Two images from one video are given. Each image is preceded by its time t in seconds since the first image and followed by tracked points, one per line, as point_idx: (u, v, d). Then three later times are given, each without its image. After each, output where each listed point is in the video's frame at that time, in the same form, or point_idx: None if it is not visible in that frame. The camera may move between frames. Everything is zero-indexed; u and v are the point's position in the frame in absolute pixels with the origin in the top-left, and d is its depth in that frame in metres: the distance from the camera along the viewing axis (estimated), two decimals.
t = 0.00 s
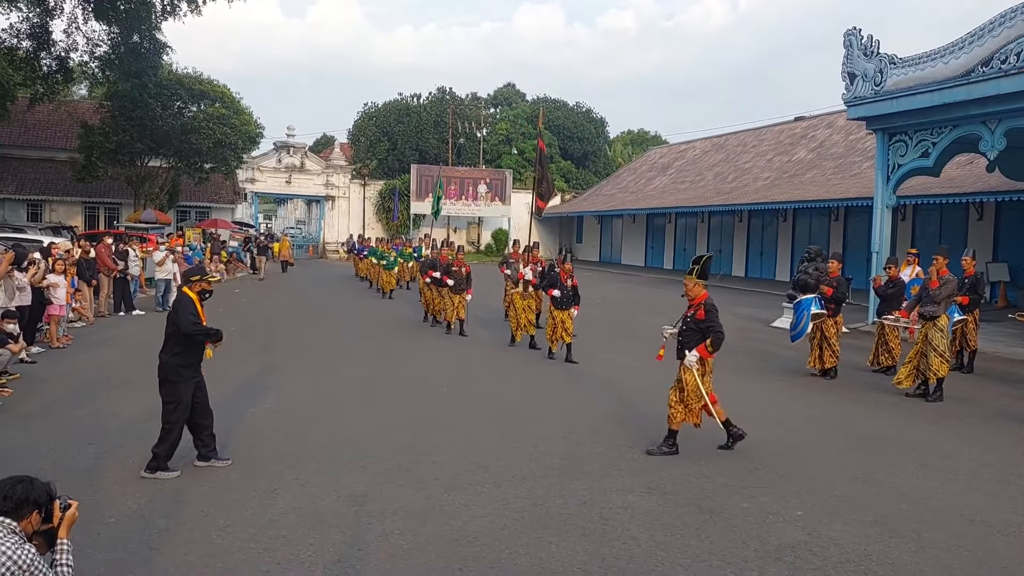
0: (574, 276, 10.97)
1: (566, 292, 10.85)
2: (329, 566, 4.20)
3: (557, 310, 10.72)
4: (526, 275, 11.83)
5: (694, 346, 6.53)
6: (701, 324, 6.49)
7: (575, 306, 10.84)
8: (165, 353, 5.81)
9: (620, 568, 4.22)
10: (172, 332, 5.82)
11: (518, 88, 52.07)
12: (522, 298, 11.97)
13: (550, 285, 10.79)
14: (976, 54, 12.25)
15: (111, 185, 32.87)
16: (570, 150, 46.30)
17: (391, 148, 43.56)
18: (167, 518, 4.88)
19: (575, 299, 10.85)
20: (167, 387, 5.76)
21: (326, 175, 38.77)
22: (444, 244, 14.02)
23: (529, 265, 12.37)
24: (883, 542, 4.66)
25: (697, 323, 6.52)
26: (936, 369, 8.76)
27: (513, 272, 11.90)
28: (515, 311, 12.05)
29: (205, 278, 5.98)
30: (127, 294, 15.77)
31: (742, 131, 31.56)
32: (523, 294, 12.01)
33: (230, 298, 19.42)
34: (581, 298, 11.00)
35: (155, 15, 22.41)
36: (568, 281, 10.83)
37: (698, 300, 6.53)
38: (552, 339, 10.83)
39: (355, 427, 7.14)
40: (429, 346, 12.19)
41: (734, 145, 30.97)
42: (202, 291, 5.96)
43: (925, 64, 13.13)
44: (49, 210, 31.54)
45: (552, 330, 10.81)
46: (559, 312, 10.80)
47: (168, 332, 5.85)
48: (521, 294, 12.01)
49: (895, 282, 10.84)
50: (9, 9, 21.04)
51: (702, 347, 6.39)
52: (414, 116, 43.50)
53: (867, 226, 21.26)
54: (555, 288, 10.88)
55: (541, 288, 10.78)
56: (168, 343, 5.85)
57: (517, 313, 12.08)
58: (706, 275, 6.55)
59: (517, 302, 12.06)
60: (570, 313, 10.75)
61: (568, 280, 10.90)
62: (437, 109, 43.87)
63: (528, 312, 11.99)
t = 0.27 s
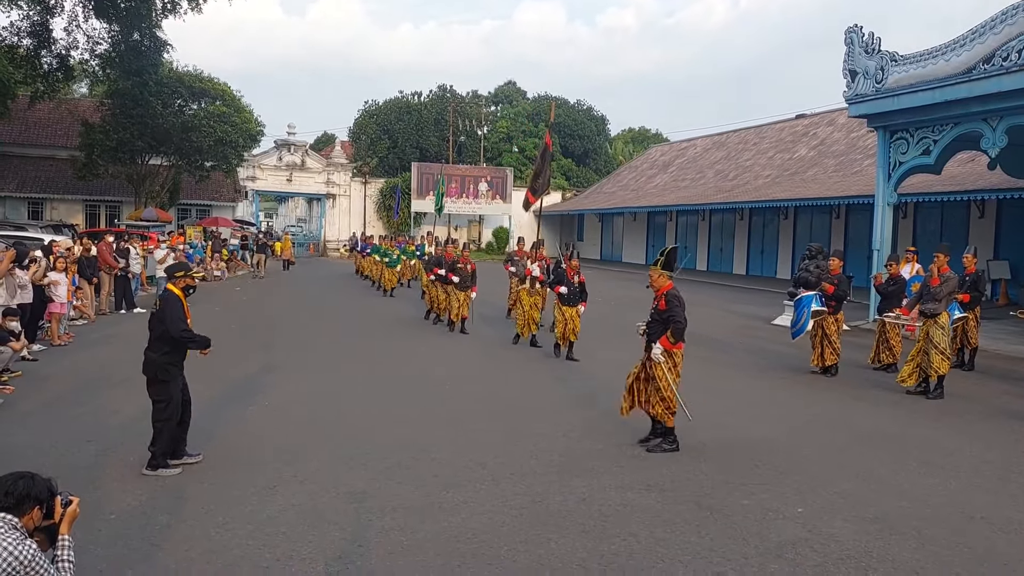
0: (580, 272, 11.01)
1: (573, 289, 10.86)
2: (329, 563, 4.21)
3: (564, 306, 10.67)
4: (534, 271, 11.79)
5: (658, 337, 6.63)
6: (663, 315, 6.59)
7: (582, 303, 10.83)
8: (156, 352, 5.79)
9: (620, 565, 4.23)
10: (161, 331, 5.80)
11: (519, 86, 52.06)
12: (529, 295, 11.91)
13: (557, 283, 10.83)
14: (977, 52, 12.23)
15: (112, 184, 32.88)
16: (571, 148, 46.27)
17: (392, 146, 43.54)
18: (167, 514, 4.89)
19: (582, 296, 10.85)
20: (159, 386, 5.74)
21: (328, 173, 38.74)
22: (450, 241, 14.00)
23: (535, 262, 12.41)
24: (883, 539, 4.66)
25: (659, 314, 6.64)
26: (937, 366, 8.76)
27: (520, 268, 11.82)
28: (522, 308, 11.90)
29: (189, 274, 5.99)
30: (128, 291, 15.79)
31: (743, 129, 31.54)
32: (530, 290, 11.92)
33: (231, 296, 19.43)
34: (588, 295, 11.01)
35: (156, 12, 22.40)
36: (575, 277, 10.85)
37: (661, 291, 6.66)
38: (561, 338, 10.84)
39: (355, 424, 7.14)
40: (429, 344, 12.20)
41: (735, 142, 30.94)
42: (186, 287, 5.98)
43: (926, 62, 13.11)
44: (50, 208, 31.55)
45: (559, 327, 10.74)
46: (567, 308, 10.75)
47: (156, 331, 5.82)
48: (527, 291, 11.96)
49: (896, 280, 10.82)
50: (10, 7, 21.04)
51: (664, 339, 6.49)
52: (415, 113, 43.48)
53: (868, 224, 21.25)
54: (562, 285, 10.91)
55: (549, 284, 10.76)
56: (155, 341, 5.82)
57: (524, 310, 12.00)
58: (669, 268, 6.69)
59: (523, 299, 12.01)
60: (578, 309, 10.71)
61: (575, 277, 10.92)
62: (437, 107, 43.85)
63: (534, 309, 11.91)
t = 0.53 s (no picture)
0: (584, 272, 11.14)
1: (578, 288, 11.02)
2: (330, 560, 4.22)
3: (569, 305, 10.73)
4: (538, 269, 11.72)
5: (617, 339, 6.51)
6: (623, 316, 6.50)
7: (587, 302, 10.92)
8: (152, 350, 5.74)
9: (622, 561, 4.24)
10: (156, 330, 5.76)
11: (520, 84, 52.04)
12: (533, 294, 11.79)
13: (562, 281, 10.95)
14: (978, 50, 12.21)
15: (113, 182, 32.90)
16: (571, 147, 46.27)
17: (392, 145, 43.53)
18: (169, 512, 4.90)
19: (588, 294, 10.96)
20: (154, 383, 5.70)
21: (328, 171, 38.77)
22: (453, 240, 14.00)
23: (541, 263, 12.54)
24: (884, 536, 4.67)
25: (620, 315, 6.52)
26: (938, 364, 8.76)
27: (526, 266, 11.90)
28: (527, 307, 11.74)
29: (171, 272, 5.98)
30: (129, 289, 15.79)
31: (744, 127, 31.52)
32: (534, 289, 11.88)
33: (232, 294, 19.44)
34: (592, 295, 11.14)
35: (157, 10, 22.40)
36: (580, 276, 11.01)
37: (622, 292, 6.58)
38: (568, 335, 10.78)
39: (356, 422, 7.14)
40: (431, 342, 12.20)
41: (736, 140, 30.93)
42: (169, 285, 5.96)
43: (927, 60, 13.10)
44: (51, 206, 31.56)
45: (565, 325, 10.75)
46: (572, 307, 10.82)
47: (149, 330, 5.76)
48: (532, 290, 11.86)
49: (897, 277, 10.80)
50: (11, 5, 21.04)
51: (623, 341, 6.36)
52: (416, 112, 43.47)
53: (869, 222, 21.24)
54: (567, 284, 11.02)
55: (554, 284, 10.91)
56: (148, 340, 5.75)
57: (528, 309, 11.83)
58: (635, 268, 6.57)
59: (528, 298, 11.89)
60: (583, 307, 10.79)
61: (580, 276, 11.06)
62: (438, 105, 43.83)
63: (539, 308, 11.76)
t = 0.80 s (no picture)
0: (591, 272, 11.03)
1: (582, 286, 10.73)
2: (332, 557, 4.23)
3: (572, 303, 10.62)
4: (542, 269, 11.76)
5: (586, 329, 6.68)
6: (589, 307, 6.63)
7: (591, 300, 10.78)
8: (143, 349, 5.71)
9: (622, 559, 4.25)
10: (146, 329, 5.73)
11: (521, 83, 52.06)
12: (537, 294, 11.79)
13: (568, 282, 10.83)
14: (979, 48, 12.22)
15: (114, 180, 32.92)
16: (572, 145, 46.26)
17: (394, 143, 43.53)
18: (171, 509, 4.92)
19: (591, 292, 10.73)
20: (145, 381, 5.68)
21: (330, 170, 38.82)
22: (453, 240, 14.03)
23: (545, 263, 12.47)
24: (885, 533, 4.68)
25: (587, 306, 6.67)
26: (939, 362, 8.77)
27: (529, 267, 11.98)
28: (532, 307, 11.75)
29: (150, 269, 5.89)
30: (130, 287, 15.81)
31: (745, 126, 31.52)
32: (539, 289, 11.88)
33: (233, 292, 19.45)
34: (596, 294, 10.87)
35: (159, 9, 22.45)
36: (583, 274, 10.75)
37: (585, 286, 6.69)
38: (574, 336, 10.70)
39: (357, 419, 7.15)
40: (432, 340, 12.21)
41: (738, 139, 30.92)
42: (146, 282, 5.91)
43: (928, 59, 13.10)
44: (53, 205, 31.57)
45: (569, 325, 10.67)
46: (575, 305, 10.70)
47: (138, 329, 5.72)
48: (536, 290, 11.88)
49: (898, 276, 10.80)
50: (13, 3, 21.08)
51: (584, 333, 6.54)
52: (417, 110, 43.48)
53: (870, 220, 21.24)
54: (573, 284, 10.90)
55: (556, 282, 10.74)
56: (136, 340, 5.70)
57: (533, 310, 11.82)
58: (596, 260, 6.66)
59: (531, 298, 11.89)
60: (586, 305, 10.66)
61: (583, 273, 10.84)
62: (439, 104, 43.82)
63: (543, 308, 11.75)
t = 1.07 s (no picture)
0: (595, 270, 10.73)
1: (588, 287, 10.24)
2: (333, 554, 4.24)
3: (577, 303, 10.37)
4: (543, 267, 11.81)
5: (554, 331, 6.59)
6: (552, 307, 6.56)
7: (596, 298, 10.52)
8: (122, 345, 5.66)
9: (622, 556, 4.25)
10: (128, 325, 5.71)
11: (521, 81, 52.03)
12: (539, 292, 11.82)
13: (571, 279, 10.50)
14: (981, 47, 12.21)
15: (114, 178, 32.92)
16: (573, 144, 46.25)
17: (394, 141, 43.50)
18: (172, 505, 4.92)
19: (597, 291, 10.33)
20: (123, 378, 5.62)
21: (330, 168, 38.80)
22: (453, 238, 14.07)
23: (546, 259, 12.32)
24: (886, 531, 4.68)
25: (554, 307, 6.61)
26: (940, 361, 8.77)
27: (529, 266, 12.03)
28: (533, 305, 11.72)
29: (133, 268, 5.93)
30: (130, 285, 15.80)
31: (746, 124, 31.48)
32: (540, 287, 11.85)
33: (233, 290, 19.45)
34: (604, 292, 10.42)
35: (159, 7, 22.45)
36: (589, 274, 10.29)
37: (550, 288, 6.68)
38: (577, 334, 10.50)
39: (357, 417, 7.15)
40: (432, 338, 12.20)
41: (738, 137, 30.90)
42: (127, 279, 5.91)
43: (930, 57, 13.08)
44: (53, 202, 31.56)
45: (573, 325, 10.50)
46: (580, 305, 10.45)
47: (119, 325, 5.69)
48: (538, 288, 11.91)
49: (899, 275, 10.79)
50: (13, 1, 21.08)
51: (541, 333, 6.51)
52: (418, 108, 43.44)
53: (871, 219, 21.23)
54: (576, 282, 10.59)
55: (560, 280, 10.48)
56: (115, 336, 5.66)
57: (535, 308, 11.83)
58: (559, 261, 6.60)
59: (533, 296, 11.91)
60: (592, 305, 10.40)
61: (590, 274, 10.37)
62: (440, 102, 43.77)
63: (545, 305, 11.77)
